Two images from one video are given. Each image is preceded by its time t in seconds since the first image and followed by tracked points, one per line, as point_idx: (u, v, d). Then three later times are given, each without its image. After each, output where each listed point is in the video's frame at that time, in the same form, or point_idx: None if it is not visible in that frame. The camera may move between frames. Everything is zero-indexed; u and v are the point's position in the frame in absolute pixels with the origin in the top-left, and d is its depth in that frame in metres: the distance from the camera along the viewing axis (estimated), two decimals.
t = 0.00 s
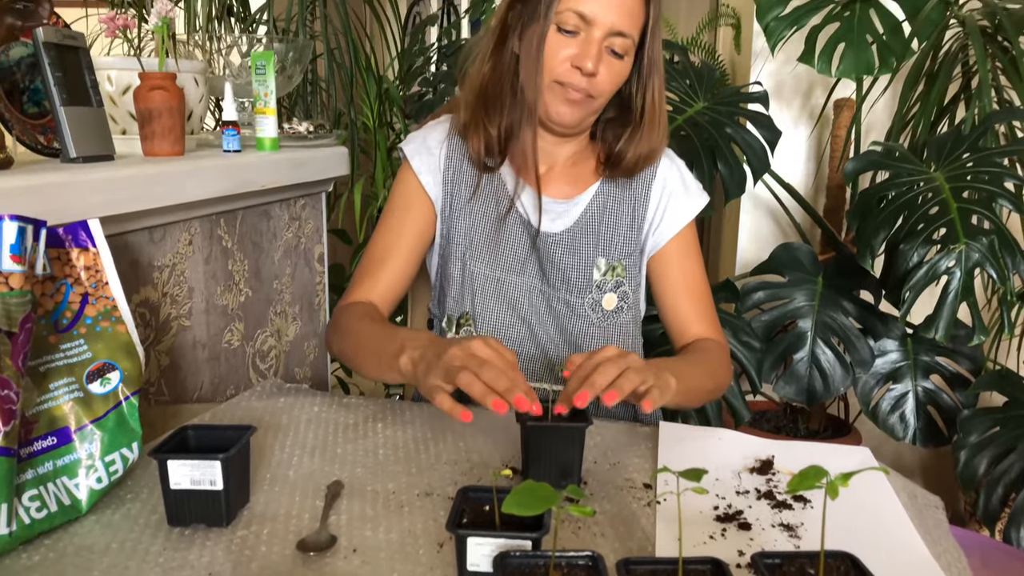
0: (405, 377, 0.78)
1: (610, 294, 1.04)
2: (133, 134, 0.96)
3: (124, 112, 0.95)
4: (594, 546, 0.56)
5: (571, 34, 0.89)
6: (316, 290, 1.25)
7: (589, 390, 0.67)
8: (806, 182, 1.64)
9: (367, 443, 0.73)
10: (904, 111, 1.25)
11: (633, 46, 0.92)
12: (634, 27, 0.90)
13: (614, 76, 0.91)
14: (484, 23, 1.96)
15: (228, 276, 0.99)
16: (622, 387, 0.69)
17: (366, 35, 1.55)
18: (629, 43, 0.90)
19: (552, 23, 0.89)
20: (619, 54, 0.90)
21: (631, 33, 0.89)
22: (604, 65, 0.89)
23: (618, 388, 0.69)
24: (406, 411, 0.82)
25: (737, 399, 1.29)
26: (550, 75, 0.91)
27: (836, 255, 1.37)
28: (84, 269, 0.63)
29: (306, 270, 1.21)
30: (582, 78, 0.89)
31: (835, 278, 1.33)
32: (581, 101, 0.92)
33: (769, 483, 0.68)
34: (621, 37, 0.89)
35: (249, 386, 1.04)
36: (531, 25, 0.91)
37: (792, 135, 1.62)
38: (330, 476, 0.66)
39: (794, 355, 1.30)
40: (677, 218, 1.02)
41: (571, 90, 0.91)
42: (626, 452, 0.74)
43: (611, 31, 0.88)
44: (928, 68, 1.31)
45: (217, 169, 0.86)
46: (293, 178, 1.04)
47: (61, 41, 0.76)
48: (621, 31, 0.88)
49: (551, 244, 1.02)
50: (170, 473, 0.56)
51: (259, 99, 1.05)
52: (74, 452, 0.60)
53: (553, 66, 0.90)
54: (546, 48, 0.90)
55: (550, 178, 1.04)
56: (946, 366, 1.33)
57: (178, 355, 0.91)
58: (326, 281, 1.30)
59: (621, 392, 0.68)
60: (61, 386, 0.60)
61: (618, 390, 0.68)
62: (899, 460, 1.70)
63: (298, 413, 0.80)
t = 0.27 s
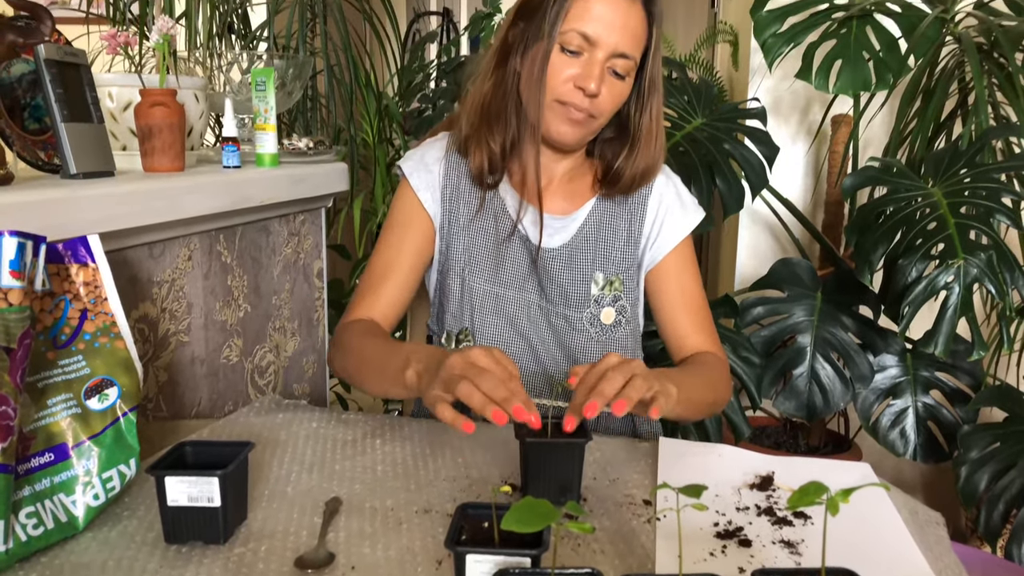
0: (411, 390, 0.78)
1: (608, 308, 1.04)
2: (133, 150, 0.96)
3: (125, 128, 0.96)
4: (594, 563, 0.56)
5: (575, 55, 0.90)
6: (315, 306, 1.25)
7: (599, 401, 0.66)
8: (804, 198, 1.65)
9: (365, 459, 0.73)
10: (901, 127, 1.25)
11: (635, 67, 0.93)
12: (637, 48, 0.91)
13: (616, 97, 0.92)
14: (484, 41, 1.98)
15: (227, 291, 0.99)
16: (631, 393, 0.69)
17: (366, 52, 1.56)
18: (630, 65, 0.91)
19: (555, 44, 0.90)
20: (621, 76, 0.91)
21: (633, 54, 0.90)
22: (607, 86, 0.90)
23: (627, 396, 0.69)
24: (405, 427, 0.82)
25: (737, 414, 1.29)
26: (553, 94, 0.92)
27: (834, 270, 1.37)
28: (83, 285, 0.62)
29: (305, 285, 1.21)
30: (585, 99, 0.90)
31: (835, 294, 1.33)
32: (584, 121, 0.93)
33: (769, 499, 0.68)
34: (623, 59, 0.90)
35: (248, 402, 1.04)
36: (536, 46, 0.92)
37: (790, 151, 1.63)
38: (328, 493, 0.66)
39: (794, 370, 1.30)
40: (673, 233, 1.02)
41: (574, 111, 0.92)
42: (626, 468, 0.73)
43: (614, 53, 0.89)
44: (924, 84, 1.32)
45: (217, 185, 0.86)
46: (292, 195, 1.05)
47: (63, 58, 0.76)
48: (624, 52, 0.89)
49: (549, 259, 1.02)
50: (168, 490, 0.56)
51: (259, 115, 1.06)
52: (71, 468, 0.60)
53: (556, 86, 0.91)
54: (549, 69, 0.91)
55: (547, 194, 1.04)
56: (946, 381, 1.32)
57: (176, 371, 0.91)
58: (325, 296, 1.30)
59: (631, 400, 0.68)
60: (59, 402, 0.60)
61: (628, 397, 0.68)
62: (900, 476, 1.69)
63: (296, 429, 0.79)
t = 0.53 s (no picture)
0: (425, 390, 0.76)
1: (605, 322, 1.04)
2: (133, 167, 0.97)
3: (125, 145, 0.96)
4: None
5: (572, 75, 0.90)
6: (313, 322, 1.24)
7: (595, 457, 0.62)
8: (802, 214, 1.65)
9: (364, 477, 0.73)
10: (899, 143, 1.26)
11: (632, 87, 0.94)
12: (634, 69, 0.92)
13: (613, 117, 0.92)
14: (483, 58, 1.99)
15: (226, 308, 0.99)
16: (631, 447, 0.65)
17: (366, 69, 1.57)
18: (627, 85, 0.92)
19: (553, 64, 0.91)
20: (618, 96, 0.92)
21: (629, 73, 0.91)
22: (604, 106, 0.90)
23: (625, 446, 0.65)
24: (404, 444, 0.82)
25: (737, 430, 1.28)
26: (551, 114, 0.92)
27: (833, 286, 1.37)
28: (82, 301, 0.63)
29: (304, 301, 1.21)
30: (582, 119, 0.91)
31: (834, 310, 1.33)
32: (582, 141, 0.94)
33: (770, 516, 0.68)
34: (620, 79, 0.91)
35: (246, 419, 1.04)
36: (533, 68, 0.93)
37: (788, 167, 1.64)
38: (326, 510, 0.65)
39: (794, 386, 1.30)
40: (669, 245, 1.01)
41: (571, 130, 0.92)
42: (626, 485, 0.73)
43: (611, 74, 0.90)
44: (921, 101, 1.33)
45: (217, 201, 0.86)
46: (292, 211, 1.05)
47: (64, 75, 0.77)
48: (620, 71, 0.90)
49: (546, 273, 1.03)
50: (165, 507, 0.55)
51: (258, 131, 1.06)
52: (68, 486, 0.60)
53: (554, 106, 0.91)
54: (547, 88, 0.91)
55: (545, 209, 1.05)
56: (946, 398, 1.32)
57: (174, 388, 0.90)
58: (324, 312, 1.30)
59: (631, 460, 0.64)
60: (56, 419, 0.60)
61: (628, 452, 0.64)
62: (901, 493, 1.69)
63: (294, 446, 0.79)
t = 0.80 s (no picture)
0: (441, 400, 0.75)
1: (604, 337, 1.04)
2: (133, 183, 0.97)
3: (125, 161, 0.97)
4: None
5: (570, 92, 0.91)
6: (313, 338, 1.24)
7: (593, 487, 0.61)
8: (801, 230, 1.66)
9: (363, 494, 0.72)
10: (896, 160, 1.27)
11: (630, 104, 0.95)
12: (631, 86, 0.93)
13: (611, 134, 0.93)
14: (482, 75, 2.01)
15: (225, 324, 0.99)
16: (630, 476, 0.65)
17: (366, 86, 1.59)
18: (625, 102, 0.93)
19: (551, 81, 0.92)
20: (616, 113, 0.92)
21: (627, 91, 0.92)
22: (602, 123, 0.91)
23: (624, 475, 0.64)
24: (403, 461, 0.81)
25: (737, 447, 1.28)
26: (549, 130, 0.93)
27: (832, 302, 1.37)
28: (81, 318, 0.62)
29: (303, 318, 1.21)
30: (580, 136, 0.91)
31: (834, 325, 1.33)
32: (580, 157, 0.94)
33: (770, 533, 0.67)
34: (618, 96, 0.92)
35: (244, 436, 1.03)
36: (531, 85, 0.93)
37: (786, 184, 1.65)
38: (324, 528, 0.65)
39: (793, 403, 1.30)
40: (666, 262, 1.01)
41: (570, 147, 0.93)
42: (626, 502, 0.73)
43: (608, 91, 0.91)
44: (918, 118, 1.34)
45: (216, 218, 0.87)
46: (292, 227, 1.05)
47: (65, 93, 0.77)
48: (618, 89, 0.91)
49: (545, 288, 1.03)
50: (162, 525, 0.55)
51: (259, 148, 1.07)
52: (65, 503, 0.59)
53: (553, 123, 0.92)
54: (546, 105, 0.92)
55: (543, 224, 1.05)
56: (947, 414, 1.32)
57: (172, 404, 0.90)
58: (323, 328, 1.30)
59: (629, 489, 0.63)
60: (54, 436, 0.60)
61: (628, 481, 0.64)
62: (902, 509, 1.68)
63: (293, 463, 0.79)
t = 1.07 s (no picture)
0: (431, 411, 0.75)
1: (604, 352, 1.03)
2: (133, 199, 0.98)
3: (125, 177, 0.97)
4: None
5: (568, 108, 0.92)
6: (311, 353, 1.24)
7: (596, 479, 0.62)
8: (799, 245, 1.66)
9: (361, 510, 0.72)
10: (894, 175, 1.27)
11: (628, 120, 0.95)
12: (629, 102, 0.93)
13: (609, 149, 0.93)
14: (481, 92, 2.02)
15: (224, 339, 0.99)
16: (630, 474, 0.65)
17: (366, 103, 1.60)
18: (623, 117, 0.94)
19: (550, 97, 0.93)
20: (614, 128, 0.93)
21: (625, 106, 0.93)
22: (601, 138, 0.92)
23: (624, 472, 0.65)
24: (402, 477, 0.81)
25: (737, 462, 1.28)
26: (548, 146, 0.93)
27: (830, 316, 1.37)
28: (79, 333, 0.62)
29: (302, 333, 1.21)
30: (579, 151, 0.92)
31: (831, 340, 1.33)
32: (579, 173, 0.95)
33: (770, 549, 0.67)
34: (616, 112, 0.92)
35: (242, 452, 1.03)
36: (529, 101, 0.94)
37: (784, 199, 1.65)
38: (322, 544, 0.65)
39: (793, 418, 1.30)
40: (665, 278, 1.02)
41: (568, 163, 0.94)
42: (625, 518, 0.72)
43: (607, 107, 0.92)
44: (915, 133, 1.35)
45: (216, 234, 0.87)
46: (292, 242, 1.06)
47: (66, 109, 0.78)
48: (616, 105, 0.92)
49: (545, 303, 1.03)
50: (159, 541, 0.54)
51: (259, 164, 1.07)
52: (62, 520, 0.59)
53: (552, 139, 0.93)
54: (544, 121, 0.93)
55: (543, 239, 1.05)
56: (947, 429, 1.32)
57: (170, 420, 0.90)
58: (322, 343, 1.30)
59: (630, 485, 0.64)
60: (51, 452, 0.59)
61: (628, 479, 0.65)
62: (903, 525, 1.67)
63: (291, 479, 0.78)
